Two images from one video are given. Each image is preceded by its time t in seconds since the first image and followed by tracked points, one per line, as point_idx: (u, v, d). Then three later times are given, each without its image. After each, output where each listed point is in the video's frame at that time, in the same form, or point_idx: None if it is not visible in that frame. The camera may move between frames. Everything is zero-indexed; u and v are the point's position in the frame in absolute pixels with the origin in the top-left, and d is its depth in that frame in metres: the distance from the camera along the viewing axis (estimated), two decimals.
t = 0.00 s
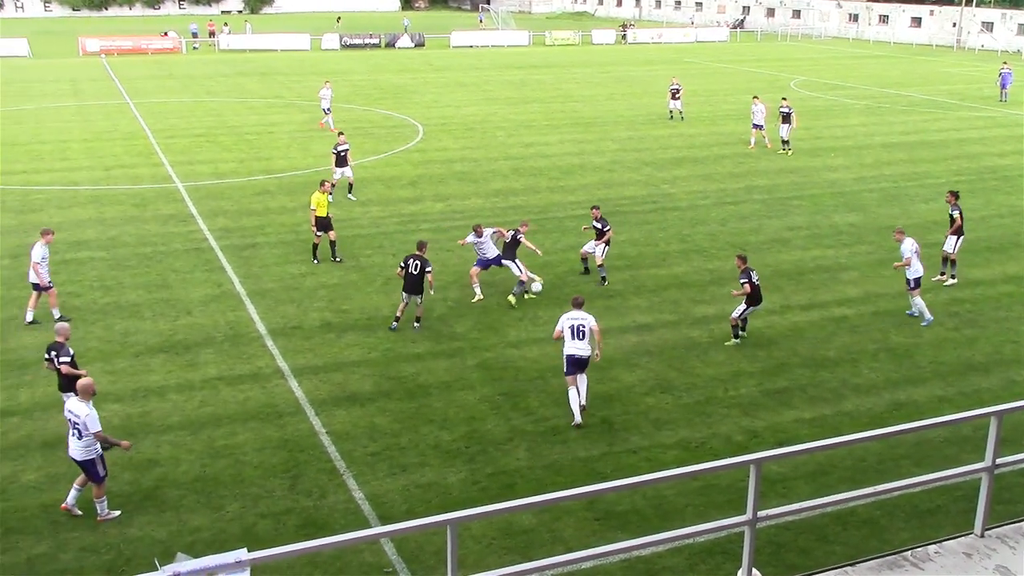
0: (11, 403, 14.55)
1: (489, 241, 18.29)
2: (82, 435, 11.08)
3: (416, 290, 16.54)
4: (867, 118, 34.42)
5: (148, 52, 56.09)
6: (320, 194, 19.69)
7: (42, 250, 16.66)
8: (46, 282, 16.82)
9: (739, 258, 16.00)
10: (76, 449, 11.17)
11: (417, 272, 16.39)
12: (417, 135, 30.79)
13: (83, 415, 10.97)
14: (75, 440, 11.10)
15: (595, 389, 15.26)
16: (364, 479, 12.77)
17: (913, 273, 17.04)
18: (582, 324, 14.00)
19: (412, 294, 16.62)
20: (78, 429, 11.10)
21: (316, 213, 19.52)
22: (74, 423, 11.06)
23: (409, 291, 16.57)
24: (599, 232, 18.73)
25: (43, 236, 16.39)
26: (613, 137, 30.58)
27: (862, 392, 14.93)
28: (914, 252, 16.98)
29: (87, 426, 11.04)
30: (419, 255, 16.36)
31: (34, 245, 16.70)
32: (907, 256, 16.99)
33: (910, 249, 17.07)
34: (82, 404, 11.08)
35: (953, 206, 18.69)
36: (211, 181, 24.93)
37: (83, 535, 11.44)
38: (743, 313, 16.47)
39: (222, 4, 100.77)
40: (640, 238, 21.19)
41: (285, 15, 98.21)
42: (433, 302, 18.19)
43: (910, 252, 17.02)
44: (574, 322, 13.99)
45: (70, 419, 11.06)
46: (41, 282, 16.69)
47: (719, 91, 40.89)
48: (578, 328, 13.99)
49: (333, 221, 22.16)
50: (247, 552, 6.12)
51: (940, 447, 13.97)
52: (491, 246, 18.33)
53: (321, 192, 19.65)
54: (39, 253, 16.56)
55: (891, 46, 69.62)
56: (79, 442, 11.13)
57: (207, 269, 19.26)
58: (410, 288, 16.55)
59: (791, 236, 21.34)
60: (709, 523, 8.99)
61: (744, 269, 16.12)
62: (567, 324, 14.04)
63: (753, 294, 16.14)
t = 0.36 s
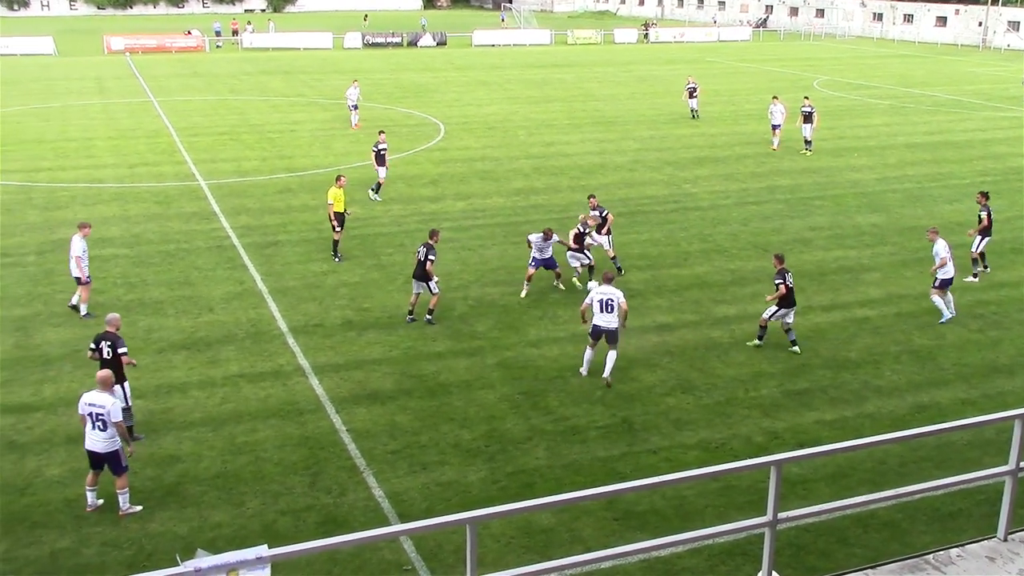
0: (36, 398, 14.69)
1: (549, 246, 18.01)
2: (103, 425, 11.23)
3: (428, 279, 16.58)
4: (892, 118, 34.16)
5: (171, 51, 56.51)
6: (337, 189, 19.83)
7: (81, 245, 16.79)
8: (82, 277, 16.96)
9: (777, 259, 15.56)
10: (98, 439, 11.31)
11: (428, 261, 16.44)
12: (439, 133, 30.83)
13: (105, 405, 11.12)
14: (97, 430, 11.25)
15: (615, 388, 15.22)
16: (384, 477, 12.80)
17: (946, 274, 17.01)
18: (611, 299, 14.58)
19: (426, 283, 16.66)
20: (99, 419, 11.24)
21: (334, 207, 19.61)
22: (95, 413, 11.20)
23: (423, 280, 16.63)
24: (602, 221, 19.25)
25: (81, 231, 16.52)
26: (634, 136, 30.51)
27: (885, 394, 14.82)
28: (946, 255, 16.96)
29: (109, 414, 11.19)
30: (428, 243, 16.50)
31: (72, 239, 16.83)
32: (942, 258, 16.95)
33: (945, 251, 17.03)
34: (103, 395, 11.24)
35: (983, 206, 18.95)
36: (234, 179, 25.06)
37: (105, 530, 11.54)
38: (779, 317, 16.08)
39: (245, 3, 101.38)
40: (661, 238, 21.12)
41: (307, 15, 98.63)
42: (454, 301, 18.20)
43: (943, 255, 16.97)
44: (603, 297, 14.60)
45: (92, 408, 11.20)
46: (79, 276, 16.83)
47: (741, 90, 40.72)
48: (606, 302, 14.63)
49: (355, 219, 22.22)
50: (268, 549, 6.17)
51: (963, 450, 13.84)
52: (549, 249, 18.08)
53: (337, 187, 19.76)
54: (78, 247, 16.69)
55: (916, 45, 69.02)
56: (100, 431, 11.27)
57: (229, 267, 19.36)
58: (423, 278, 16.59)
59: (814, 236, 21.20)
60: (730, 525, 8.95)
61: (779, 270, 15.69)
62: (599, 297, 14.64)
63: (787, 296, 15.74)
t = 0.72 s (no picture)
0: (42, 397, 14.72)
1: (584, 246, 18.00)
2: (114, 420, 11.31)
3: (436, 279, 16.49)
4: (898, 118, 34.09)
5: (178, 51, 56.61)
6: (342, 187, 19.81)
7: (97, 240, 17.05)
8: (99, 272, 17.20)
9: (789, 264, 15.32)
10: (109, 435, 11.39)
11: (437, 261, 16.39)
12: (444, 133, 30.84)
13: (117, 400, 11.19)
14: (108, 425, 11.32)
15: (620, 388, 15.22)
16: (389, 476, 12.81)
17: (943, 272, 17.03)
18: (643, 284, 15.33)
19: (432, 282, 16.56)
20: (109, 414, 11.31)
21: (338, 206, 19.61)
22: (106, 408, 11.26)
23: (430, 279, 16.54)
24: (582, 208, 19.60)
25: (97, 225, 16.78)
26: (640, 136, 30.49)
27: (891, 394, 14.78)
28: (942, 253, 16.97)
29: (121, 409, 11.27)
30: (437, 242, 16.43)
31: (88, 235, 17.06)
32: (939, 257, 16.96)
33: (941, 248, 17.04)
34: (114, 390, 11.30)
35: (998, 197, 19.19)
36: (240, 178, 25.10)
37: (111, 529, 11.56)
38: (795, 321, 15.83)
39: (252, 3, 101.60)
40: (667, 238, 21.10)
41: (314, 14, 98.76)
42: (459, 300, 18.19)
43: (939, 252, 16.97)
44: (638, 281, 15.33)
45: (103, 404, 11.25)
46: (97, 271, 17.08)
47: (748, 90, 40.67)
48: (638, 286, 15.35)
49: (361, 219, 22.23)
50: (272, 548, 6.17)
51: (970, 451, 13.80)
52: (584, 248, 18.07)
53: (343, 186, 19.74)
54: (96, 242, 16.95)
55: (923, 45, 68.85)
56: (111, 427, 11.35)
57: (235, 266, 19.40)
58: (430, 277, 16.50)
59: (820, 236, 21.15)
60: (735, 525, 8.94)
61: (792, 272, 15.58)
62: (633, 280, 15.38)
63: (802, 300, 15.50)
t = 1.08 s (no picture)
0: (40, 398, 14.70)
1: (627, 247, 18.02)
2: (128, 416, 11.37)
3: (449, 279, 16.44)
4: (896, 118, 34.12)
5: (176, 51, 56.61)
6: (343, 188, 19.74)
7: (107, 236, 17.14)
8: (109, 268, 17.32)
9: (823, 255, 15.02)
10: (122, 430, 11.44)
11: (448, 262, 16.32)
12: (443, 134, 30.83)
13: (132, 397, 11.24)
14: (123, 421, 11.38)
15: (619, 389, 15.22)
16: (388, 477, 12.80)
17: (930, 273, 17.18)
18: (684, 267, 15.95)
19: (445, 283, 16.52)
20: (124, 410, 11.37)
21: (342, 207, 19.55)
22: (122, 404, 11.33)
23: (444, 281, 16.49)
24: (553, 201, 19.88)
25: (104, 223, 16.83)
26: (639, 136, 30.51)
27: (889, 394, 14.79)
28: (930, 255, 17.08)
29: (136, 406, 11.33)
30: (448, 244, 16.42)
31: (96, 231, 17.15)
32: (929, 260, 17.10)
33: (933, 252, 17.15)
34: (131, 387, 11.36)
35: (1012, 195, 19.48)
36: (239, 179, 25.09)
37: (109, 530, 11.55)
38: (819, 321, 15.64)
39: (251, 3, 101.65)
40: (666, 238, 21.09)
41: (312, 15, 98.72)
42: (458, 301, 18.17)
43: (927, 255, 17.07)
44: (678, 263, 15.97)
45: (119, 400, 11.31)
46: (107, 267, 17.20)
47: (746, 90, 40.68)
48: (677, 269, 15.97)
49: (359, 219, 22.23)
50: (271, 549, 6.15)
51: (968, 451, 13.81)
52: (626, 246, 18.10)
53: (344, 187, 19.69)
54: (104, 239, 17.02)
55: (922, 45, 68.87)
56: (125, 422, 11.42)
57: (234, 267, 19.38)
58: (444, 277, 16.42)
59: (818, 237, 21.16)
60: (735, 525, 8.94)
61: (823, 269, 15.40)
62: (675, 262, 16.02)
63: (828, 299, 15.42)
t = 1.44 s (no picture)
0: (27, 400, 14.65)
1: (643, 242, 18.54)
2: (115, 413, 11.51)
3: (450, 281, 16.40)
4: (883, 118, 34.27)
5: (163, 52, 56.40)
6: (333, 188, 19.74)
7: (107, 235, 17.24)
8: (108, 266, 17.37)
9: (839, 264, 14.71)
10: (109, 429, 11.55)
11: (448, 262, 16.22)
12: (431, 134, 30.81)
13: (118, 391, 11.43)
14: (109, 419, 11.50)
15: (607, 389, 15.25)
16: (376, 478, 12.80)
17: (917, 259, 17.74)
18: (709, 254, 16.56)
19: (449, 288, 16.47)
20: (110, 407, 11.53)
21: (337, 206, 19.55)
22: (108, 401, 11.49)
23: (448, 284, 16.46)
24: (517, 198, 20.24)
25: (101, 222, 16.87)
26: (627, 136, 30.55)
27: (876, 393, 14.86)
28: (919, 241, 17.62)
29: (123, 401, 11.51)
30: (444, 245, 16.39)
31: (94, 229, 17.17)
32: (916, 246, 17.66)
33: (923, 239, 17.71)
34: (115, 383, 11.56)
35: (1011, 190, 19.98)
36: (226, 180, 25.03)
37: (96, 533, 11.51)
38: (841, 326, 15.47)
39: (238, 4, 101.52)
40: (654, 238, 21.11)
41: (299, 15, 98.49)
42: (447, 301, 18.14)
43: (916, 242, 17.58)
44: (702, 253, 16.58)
45: (104, 398, 11.47)
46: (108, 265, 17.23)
47: (733, 90, 40.79)
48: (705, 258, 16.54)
49: (347, 220, 22.18)
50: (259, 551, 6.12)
51: (955, 449, 13.89)
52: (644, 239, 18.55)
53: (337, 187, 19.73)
54: (106, 237, 17.10)
55: (908, 45, 69.14)
56: (111, 420, 11.54)
57: (221, 268, 19.32)
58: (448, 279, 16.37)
59: (805, 236, 21.23)
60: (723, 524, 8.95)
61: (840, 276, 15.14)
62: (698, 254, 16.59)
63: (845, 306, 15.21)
